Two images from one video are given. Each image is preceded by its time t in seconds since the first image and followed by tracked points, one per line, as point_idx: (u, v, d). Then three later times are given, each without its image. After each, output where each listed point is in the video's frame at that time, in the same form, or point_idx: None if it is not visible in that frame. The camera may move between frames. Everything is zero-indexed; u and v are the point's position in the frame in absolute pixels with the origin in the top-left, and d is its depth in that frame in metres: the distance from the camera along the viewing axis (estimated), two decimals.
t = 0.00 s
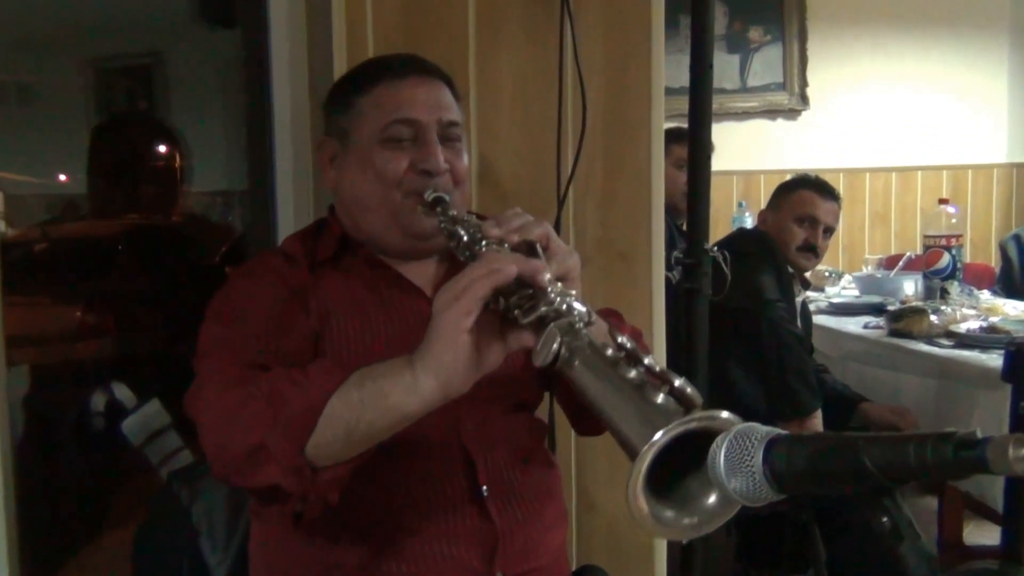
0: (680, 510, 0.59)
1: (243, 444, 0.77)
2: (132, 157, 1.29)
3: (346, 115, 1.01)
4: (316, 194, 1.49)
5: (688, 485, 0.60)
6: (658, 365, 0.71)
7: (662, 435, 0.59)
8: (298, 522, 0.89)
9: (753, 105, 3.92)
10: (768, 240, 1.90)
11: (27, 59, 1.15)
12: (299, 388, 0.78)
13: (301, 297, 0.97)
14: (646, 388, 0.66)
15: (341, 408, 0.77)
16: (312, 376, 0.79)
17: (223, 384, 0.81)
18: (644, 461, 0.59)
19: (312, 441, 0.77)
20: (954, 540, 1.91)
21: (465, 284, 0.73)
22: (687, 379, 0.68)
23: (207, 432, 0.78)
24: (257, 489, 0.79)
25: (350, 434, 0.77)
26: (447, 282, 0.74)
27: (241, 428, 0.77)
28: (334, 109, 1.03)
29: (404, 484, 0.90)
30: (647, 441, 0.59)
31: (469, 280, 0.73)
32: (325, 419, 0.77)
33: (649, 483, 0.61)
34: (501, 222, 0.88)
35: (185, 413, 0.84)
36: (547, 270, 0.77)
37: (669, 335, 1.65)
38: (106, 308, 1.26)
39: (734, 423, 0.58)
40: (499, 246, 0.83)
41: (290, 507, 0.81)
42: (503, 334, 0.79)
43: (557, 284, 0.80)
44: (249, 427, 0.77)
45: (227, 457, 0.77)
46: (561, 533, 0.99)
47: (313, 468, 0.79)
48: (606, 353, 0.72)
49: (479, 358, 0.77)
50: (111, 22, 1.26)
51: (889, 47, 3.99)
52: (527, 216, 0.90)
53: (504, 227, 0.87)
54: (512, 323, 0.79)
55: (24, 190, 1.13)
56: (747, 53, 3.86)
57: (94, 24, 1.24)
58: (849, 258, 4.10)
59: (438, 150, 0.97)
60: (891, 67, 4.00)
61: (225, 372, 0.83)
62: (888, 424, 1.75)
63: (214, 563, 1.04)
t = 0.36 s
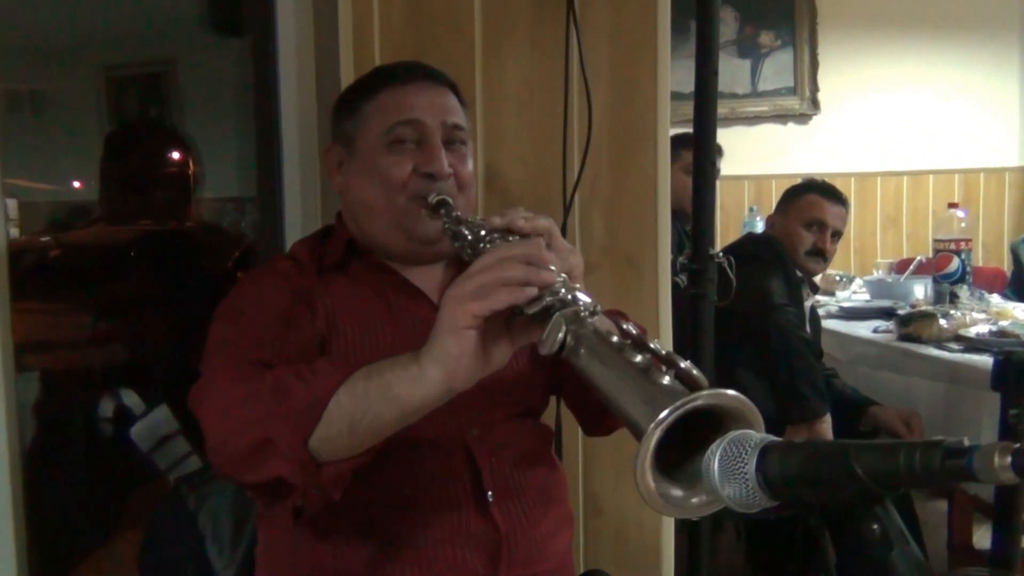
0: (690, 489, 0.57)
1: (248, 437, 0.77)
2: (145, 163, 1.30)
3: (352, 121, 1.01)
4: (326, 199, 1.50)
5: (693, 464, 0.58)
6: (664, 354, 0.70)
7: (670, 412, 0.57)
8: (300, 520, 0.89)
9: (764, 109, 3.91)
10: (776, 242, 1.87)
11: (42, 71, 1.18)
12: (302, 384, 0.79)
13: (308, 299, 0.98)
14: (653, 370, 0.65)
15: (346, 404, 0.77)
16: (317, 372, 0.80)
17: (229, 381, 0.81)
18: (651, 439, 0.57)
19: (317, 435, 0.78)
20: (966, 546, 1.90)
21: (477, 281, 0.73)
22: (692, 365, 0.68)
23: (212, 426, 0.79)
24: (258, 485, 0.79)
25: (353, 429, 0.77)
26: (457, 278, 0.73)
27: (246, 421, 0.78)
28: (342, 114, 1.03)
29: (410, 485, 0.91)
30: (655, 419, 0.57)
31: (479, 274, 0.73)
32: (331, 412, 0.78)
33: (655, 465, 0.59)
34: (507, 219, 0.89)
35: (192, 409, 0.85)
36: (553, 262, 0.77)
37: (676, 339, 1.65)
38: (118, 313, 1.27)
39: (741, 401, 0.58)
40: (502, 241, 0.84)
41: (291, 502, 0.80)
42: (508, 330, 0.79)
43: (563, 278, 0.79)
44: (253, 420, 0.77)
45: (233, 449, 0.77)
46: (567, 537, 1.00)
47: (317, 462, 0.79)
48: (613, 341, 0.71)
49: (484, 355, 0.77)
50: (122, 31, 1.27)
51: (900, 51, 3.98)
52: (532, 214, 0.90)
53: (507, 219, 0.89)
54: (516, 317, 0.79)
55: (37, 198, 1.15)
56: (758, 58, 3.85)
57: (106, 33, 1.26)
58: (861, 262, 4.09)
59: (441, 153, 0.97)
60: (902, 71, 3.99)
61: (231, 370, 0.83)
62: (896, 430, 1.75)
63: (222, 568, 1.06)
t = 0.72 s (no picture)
0: (676, 509, 0.58)
1: (249, 433, 0.77)
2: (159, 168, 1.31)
3: (373, 131, 1.03)
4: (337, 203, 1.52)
5: (682, 483, 0.59)
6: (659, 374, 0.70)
7: (657, 432, 0.59)
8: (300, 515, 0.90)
9: (778, 111, 3.88)
10: (787, 247, 1.87)
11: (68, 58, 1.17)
12: (305, 383, 0.79)
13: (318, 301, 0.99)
14: (651, 393, 0.65)
15: (346, 406, 0.77)
16: (319, 371, 0.80)
17: (233, 376, 0.82)
18: (639, 458, 0.59)
19: (317, 434, 0.78)
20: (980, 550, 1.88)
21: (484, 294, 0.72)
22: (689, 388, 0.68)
23: (217, 423, 0.79)
24: (258, 480, 0.80)
25: (354, 431, 0.78)
26: (465, 288, 0.73)
27: (248, 417, 0.78)
28: (371, 121, 1.04)
29: (415, 486, 0.91)
30: (643, 438, 0.59)
31: (487, 289, 0.72)
32: (332, 413, 0.78)
33: (646, 479, 0.60)
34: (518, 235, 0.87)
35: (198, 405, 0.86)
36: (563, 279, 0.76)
37: (686, 341, 1.65)
38: (134, 316, 1.27)
39: (731, 425, 0.58)
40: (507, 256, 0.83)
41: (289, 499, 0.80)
42: (508, 345, 0.78)
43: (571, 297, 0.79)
44: (255, 417, 0.78)
45: (235, 442, 0.78)
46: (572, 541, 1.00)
47: (316, 462, 0.79)
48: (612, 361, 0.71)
49: (484, 370, 0.77)
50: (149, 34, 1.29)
51: (916, 52, 3.95)
52: (543, 234, 0.89)
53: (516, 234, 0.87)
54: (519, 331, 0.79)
55: (53, 200, 1.16)
56: (773, 60, 3.84)
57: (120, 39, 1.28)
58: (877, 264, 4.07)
59: (459, 168, 0.97)
60: (920, 72, 3.96)
61: (237, 363, 0.84)
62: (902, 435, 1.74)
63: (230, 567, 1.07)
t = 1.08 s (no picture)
0: (636, 481, 0.58)
1: (255, 429, 0.81)
2: (190, 173, 1.34)
3: (373, 133, 1.03)
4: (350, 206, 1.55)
5: (643, 456, 0.60)
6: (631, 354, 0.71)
7: (616, 408, 0.59)
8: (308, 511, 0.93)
9: (806, 111, 3.85)
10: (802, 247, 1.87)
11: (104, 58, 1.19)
12: (307, 381, 0.83)
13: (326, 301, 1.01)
14: (618, 372, 0.65)
15: (344, 402, 0.80)
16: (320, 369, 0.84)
17: (241, 376, 0.86)
18: (601, 432, 0.59)
19: (318, 429, 0.82)
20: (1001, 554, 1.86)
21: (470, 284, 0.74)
22: (653, 366, 0.69)
23: (225, 420, 0.83)
24: (264, 475, 0.83)
25: (352, 424, 0.80)
26: (452, 281, 0.75)
27: (254, 415, 0.82)
28: (368, 127, 1.05)
29: (419, 483, 0.94)
30: (601, 413, 0.59)
31: (474, 278, 0.74)
32: (329, 408, 0.81)
33: (608, 452, 0.60)
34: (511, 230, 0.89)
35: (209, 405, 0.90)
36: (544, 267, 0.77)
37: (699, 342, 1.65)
38: (170, 317, 1.30)
39: (687, 400, 0.59)
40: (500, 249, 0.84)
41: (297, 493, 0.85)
42: (499, 333, 0.81)
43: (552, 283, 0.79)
44: (260, 414, 0.82)
45: (241, 440, 0.82)
46: (576, 537, 1.02)
47: (320, 457, 0.83)
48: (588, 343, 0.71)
49: (473, 357, 0.79)
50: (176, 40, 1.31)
51: (941, 50, 3.94)
52: (534, 226, 0.89)
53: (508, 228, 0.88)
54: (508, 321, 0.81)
55: (93, 204, 1.17)
56: (799, 61, 3.81)
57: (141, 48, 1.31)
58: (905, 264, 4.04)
59: (458, 164, 0.99)
60: (946, 73, 3.94)
61: (244, 365, 0.88)
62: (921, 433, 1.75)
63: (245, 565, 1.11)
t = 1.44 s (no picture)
0: (603, 490, 0.62)
1: (264, 428, 0.87)
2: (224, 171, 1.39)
3: (386, 137, 1.08)
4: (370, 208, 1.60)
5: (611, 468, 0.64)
6: (607, 364, 0.74)
7: (585, 419, 0.62)
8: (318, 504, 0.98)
9: (836, 108, 3.97)
10: (818, 245, 1.88)
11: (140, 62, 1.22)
12: (313, 382, 0.88)
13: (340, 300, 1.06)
14: (591, 382, 0.68)
15: (348, 402, 0.86)
16: (326, 371, 0.89)
17: (253, 376, 0.92)
18: (569, 441, 0.62)
19: (323, 427, 0.87)
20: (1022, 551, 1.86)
21: (463, 293, 0.77)
22: (623, 376, 0.72)
23: (238, 418, 0.89)
24: (276, 470, 0.89)
25: (354, 424, 0.86)
26: (445, 290, 0.78)
27: (263, 414, 0.87)
28: (382, 132, 1.09)
29: (426, 475, 0.98)
30: (571, 423, 0.62)
31: (466, 287, 0.77)
32: (334, 407, 0.87)
33: (578, 457, 0.64)
34: (508, 237, 0.91)
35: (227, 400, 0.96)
36: (534, 277, 0.80)
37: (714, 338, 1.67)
38: (218, 311, 1.37)
39: (652, 415, 0.62)
40: (497, 258, 0.87)
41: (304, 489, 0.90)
42: (492, 338, 0.84)
43: (541, 291, 0.82)
44: (269, 413, 0.87)
45: (252, 437, 0.87)
46: (579, 528, 1.05)
47: (326, 454, 0.89)
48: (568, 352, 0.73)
49: (468, 360, 0.83)
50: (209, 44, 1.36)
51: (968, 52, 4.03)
52: (531, 232, 0.92)
53: (507, 241, 0.90)
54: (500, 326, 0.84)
55: (139, 199, 1.21)
56: (828, 58, 3.93)
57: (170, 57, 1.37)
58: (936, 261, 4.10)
59: (464, 169, 1.02)
60: (972, 72, 4.04)
61: (257, 365, 0.94)
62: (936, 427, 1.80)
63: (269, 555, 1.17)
